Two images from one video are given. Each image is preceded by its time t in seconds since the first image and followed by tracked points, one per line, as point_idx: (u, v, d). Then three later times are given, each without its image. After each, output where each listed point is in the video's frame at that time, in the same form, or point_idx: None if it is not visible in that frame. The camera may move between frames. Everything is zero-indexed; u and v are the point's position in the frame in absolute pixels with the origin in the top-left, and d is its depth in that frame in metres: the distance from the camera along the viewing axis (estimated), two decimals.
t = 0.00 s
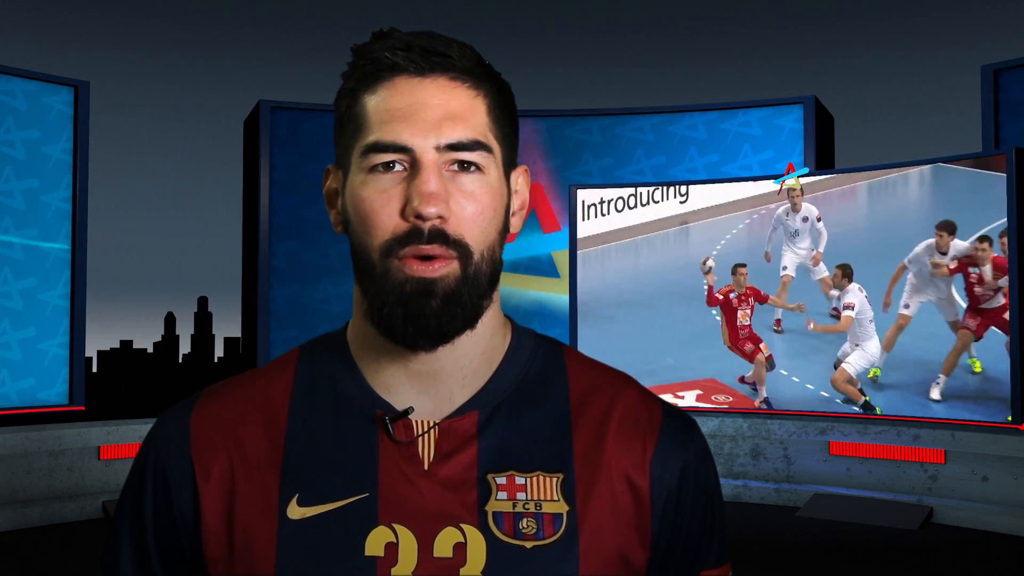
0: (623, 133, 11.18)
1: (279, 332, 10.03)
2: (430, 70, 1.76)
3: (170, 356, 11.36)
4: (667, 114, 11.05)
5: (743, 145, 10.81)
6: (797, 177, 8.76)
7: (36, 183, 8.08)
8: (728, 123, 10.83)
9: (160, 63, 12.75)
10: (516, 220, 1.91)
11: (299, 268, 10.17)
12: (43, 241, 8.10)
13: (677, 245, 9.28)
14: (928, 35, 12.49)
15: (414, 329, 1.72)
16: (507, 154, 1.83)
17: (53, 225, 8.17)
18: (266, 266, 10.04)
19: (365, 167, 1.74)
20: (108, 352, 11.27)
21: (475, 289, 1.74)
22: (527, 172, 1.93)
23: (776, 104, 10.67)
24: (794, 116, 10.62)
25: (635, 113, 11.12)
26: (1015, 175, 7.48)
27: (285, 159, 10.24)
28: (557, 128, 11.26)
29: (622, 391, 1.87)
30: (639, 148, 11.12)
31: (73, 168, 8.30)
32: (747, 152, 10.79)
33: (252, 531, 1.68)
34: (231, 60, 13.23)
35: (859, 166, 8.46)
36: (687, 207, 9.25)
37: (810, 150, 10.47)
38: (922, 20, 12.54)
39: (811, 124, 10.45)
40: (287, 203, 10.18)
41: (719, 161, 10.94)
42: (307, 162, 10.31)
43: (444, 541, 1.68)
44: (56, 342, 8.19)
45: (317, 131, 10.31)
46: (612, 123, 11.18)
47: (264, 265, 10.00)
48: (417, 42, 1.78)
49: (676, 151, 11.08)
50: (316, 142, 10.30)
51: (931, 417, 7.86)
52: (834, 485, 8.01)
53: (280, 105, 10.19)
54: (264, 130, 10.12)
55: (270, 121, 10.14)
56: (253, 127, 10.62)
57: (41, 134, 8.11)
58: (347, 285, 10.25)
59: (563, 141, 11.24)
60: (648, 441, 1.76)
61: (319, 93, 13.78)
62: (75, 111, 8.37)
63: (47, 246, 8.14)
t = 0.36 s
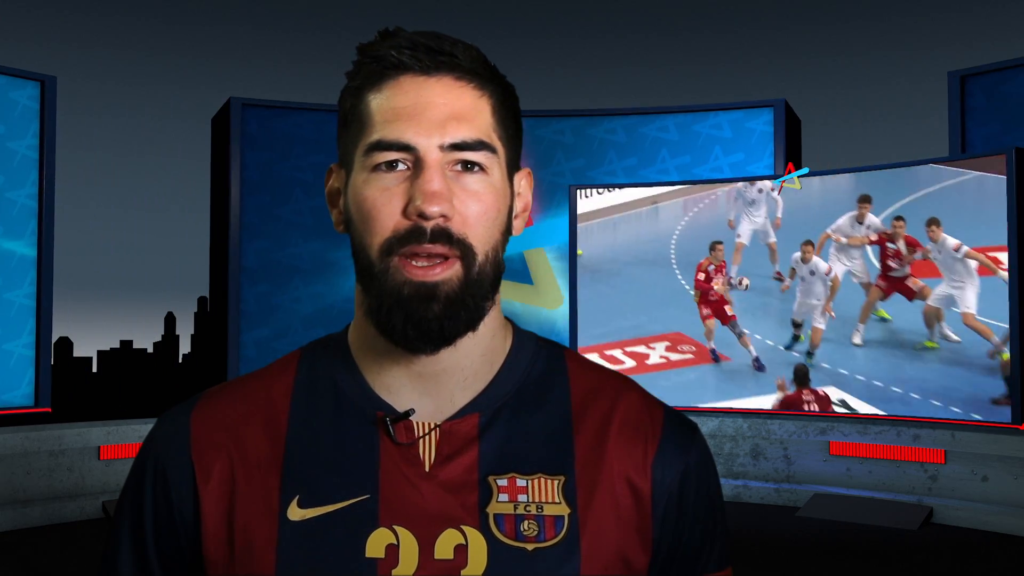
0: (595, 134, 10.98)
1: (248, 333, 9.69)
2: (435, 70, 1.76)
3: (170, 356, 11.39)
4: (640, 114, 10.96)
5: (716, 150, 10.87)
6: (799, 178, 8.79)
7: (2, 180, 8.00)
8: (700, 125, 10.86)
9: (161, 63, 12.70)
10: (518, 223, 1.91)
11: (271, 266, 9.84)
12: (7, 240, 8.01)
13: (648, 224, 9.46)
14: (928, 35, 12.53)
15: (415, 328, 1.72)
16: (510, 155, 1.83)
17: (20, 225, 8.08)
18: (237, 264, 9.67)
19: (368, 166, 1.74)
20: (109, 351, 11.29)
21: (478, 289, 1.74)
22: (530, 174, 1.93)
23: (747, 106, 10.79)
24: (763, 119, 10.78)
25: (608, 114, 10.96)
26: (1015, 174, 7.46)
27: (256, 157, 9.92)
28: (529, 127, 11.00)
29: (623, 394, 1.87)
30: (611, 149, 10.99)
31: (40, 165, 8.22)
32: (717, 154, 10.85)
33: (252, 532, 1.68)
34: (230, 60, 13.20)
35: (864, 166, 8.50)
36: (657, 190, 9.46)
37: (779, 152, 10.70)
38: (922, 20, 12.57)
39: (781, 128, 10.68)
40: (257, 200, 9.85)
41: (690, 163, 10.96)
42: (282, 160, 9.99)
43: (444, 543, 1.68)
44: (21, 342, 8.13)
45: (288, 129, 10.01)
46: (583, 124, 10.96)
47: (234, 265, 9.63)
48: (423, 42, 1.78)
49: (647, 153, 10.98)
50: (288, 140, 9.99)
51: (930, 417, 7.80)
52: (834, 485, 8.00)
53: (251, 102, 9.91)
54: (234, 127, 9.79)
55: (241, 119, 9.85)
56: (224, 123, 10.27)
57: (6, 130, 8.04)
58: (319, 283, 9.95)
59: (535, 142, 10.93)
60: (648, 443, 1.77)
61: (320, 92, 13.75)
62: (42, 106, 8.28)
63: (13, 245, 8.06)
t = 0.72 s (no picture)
0: (567, 134, 10.92)
1: (218, 333, 9.69)
2: (429, 70, 1.76)
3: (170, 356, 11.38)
4: (612, 116, 10.91)
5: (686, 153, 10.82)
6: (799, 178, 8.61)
7: None
8: (671, 127, 10.82)
9: (161, 63, 12.62)
10: (514, 222, 1.91)
11: (241, 266, 9.80)
12: None
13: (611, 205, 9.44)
14: (928, 35, 12.50)
15: (408, 327, 1.73)
16: (506, 155, 1.83)
17: None
18: (206, 264, 9.62)
19: (363, 166, 1.74)
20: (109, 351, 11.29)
21: (471, 288, 1.74)
22: (526, 175, 1.93)
23: (717, 108, 10.74)
24: (734, 122, 10.72)
25: (579, 115, 10.89)
26: (1015, 174, 7.38)
27: (226, 155, 9.84)
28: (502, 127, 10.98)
29: (621, 392, 1.87)
30: (583, 150, 10.89)
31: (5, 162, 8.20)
32: (689, 156, 10.82)
33: (252, 532, 1.69)
34: (230, 60, 13.15)
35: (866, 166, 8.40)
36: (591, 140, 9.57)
37: (751, 155, 10.65)
38: (922, 20, 12.53)
39: (752, 130, 10.62)
40: (227, 199, 9.79)
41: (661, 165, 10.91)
42: (251, 158, 9.93)
43: (444, 541, 1.68)
44: None
45: (258, 126, 9.94)
46: (555, 125, 10.89)
47: (204, 265, 9.58)
48: (418, 42, 1.78)
49: (619, 154, 10.92)
50: (256, 136, 9.93)
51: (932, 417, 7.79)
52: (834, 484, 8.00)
53: (222, 99, 9.81)
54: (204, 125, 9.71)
55: (211, 116, 9.77)
56: (190, 121, 10.18)
57: None
58: (289, 284, 9.98)
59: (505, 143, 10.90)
60: (647, 442, 1.77)
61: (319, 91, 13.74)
62: (8, 101, 8.24)
63: None
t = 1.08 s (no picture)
0: (540, 134, 10.79)
1: (188, 332, 9.36)
2: (434, 70, 1.76)
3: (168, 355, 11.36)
4: (583, 118, 10.81)
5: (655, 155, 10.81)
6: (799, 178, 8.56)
7: None
8: (643, 129, 10.81)
9: (160, 63, 12.60)
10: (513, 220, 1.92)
11: (214, 264, 9.52)
12: None
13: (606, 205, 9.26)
14: (928, 35, 12.50)
15: (423, 325, 1.73)
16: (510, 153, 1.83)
17: None
18: (176, 263, 9.32)
19: (372, 166, 1.74)
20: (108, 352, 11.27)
21: (484, 283, 1.75)
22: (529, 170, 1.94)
23: (689, 110, 10.78)
24: (705, 124, 10.78)
25: (551, 115, 10.76)
26: (1016, 174, 7.31)
27: (197, 153, 9.55)
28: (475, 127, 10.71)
29: (617, 389, 1.87)
30: (555, 150, 10.76)
31: None
32: (661, 157, 10.81)
33: (251, 532, 1.69)
34: (229, 60, 13.11)
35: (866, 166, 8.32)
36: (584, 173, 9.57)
37: (721, 157, 10.70)
38: (922, 20, 12.52)
39: (722, 133, 10.69)
40: (198, 197, 9.51)
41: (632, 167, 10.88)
42: (221, 156, 9.64)
43: (442, 541, 1.68)
44: None
45: (230, 124, 9.68)
46: (527, 126, 10.78)
47: (173, 264, 9.29)
48: (420, 42, 1.78)
49: (592, 154, 10.84)
50: (229, 135, 9.65)
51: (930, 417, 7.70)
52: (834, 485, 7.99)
53: (192, 95, 9.50)
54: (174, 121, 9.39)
55: (181, 113, 9.45)
56: (159, 119, 9.86)
57: None
58: (260, 283, 9.66)
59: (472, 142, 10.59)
60: (643, 438, 1.77)
61: (318, 91, 13.71)
62: None
63: None
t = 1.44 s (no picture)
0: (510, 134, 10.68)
1: (157, 332, 8.90)
2: (431, 74, 1.76)
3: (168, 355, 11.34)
4: (556, 118, 10.63)
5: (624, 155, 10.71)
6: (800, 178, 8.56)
7: None
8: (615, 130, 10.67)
9: (161, 63, 12.58)
10: (517, 222, 1.91)
11: (182, 265, 9.02)
12: None
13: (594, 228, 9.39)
14: (928, 35, 12.45)
15: (411, 329, 1.73)
16: (507, 157, 1.83)
17: None
18: (145, 261, 8.81)
19: (365, 170, 1.75)
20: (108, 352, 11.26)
21: (473, 290, 1.74)
22: (527, 175, 1.93)
23: (660, 112, 10.71)
24: (676, 126, 10.71)
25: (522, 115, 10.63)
26: (1016, 174, 7.41)
27: (166, 150, 8.98)
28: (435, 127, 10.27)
29: (621, 390, 1.87)
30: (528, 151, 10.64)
31: None
32: (632, 159, 10.70)
33: (255, 533, 1.69)
34: (228, 60, 13.10)
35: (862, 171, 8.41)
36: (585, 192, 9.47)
37: (692, 158, 10.64)
38: (923, 20, 12.47)
39: (694, 134, 10.64)
40: (167, 195, 8.96)
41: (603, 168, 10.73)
42: (191, 153, 9.09)
43: (446, 542, 1.68)
44: None
45: (200, 121, 9.11)
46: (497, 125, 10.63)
47: (142, 262, 8.78)
48: (419, 45, 1.77)
49: (563, 155, 10.66)
50: (200, 132, 9.10)
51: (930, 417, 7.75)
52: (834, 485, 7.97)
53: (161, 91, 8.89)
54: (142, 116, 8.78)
55: (150, 109, 8.84)
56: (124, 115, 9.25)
57: None
58: (232, 283, 9.23)
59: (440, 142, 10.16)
60: (646, 441, 1.77)
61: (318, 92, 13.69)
62: None
63: None
